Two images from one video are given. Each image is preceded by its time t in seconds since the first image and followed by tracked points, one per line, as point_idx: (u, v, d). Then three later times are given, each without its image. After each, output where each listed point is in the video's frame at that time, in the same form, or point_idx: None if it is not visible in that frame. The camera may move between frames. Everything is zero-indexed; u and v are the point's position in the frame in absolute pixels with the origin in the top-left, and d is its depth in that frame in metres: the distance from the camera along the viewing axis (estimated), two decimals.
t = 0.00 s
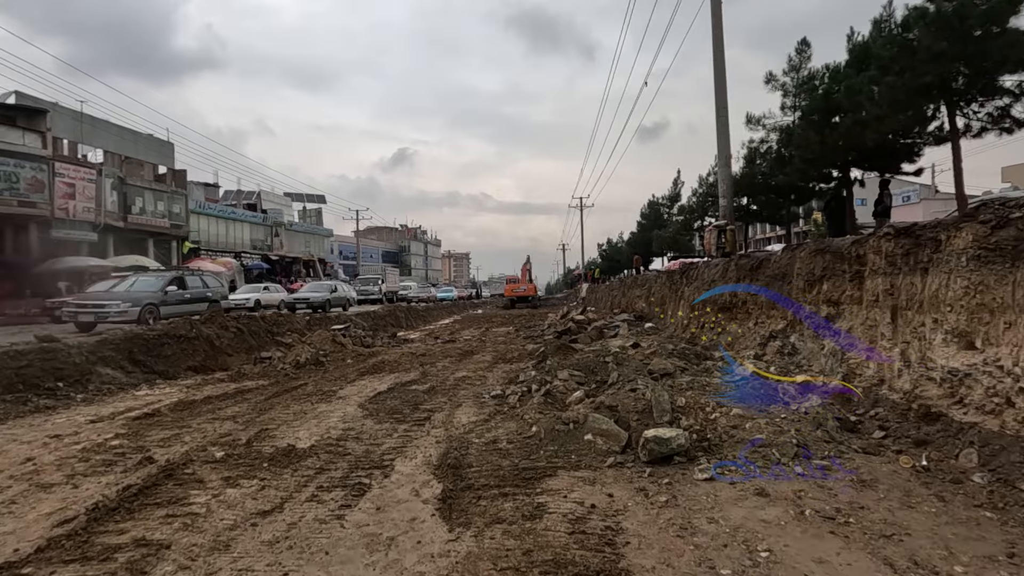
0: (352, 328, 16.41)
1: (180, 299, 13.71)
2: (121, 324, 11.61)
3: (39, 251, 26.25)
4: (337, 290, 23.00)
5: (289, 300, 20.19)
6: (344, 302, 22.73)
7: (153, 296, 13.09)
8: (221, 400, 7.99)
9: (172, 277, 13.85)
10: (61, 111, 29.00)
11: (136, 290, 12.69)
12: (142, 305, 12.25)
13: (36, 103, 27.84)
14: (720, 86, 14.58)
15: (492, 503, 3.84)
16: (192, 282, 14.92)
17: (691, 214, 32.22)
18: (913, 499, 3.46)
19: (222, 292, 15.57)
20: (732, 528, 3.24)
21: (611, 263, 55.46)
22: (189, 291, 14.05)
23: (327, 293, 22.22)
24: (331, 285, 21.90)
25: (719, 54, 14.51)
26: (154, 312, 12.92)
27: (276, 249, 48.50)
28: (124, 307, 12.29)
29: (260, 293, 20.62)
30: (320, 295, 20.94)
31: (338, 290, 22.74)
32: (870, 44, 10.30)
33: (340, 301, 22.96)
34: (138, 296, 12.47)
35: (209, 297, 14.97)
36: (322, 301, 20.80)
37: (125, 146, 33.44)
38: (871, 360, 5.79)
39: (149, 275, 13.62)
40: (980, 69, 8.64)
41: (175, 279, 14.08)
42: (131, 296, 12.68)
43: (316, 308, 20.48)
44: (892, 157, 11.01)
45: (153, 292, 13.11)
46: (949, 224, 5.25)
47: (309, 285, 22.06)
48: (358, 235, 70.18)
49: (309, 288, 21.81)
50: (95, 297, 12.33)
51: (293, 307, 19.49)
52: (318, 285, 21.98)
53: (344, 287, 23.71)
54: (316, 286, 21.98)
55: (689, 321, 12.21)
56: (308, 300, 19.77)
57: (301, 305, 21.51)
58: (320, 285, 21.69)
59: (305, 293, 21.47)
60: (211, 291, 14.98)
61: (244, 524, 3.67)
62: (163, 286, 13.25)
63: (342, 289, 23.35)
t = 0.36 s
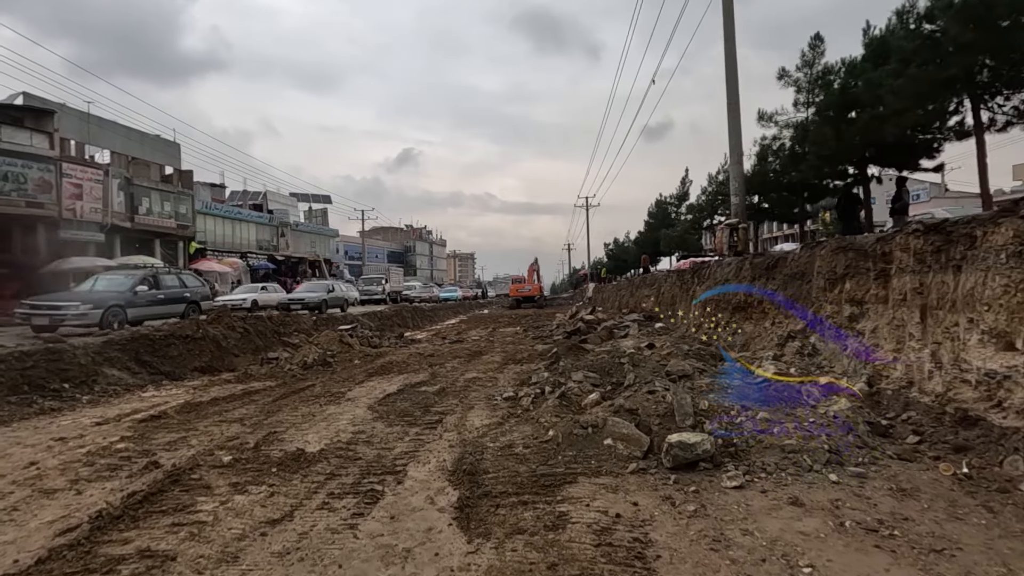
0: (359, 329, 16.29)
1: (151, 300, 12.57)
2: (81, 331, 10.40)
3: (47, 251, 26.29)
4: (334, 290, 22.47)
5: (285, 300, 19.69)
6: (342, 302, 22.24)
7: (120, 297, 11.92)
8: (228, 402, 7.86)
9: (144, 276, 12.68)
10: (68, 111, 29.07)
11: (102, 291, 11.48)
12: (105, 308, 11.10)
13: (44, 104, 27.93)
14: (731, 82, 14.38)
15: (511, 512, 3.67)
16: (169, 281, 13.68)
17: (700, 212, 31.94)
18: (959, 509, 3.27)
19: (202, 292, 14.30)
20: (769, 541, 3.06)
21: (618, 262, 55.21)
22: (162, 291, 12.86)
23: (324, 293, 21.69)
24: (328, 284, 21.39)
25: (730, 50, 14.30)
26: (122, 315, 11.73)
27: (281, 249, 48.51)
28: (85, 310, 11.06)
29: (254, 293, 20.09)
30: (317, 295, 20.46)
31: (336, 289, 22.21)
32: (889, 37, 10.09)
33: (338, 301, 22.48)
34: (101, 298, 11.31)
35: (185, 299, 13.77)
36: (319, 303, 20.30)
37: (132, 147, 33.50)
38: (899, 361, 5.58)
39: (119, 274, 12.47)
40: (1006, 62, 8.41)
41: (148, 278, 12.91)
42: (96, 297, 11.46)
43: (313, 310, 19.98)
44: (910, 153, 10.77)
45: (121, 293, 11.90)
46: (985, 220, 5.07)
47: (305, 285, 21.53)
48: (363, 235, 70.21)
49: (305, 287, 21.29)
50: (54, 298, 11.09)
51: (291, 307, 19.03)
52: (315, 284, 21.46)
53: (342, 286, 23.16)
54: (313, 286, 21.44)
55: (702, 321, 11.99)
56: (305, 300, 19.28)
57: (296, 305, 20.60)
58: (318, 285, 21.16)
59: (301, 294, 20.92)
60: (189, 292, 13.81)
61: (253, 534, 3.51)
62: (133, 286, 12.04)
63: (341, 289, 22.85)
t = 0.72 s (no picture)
0: (366, 329, 16.18)
1: (117, 303, 11.45)
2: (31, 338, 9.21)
3: (55, 252, 26.37)
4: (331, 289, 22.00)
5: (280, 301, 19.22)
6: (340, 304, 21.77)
7: (79, 298, 10.86)
8: (234, 404, 7.73)
9: (110, 276, 11.61)
10: (76, 113, 29.16)
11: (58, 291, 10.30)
12: (60, 310, 10.03)
13: (52, 105, 28.03)
14: (743, 79, 14.17)
15: (531, 520, 3.50)
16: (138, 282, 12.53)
17: (708, 212, 31.69)
18: (1008, 519, 3.08)
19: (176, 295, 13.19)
20: (807, 553, 2.88)
21: (625, 262, 54.99)
22: (129, 292, 11.78)
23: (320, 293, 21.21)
24: (324, 284, 20.93)
25: (742, 46, 14.11)
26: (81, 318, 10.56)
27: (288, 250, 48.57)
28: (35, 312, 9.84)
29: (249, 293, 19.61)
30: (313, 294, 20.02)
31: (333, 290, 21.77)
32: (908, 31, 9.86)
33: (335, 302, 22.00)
34: (56, 299, 10.25)
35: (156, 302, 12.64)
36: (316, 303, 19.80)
37: (139, 148, 33.58)
38: (927, 362, 5.38)
39: (81, 272, 11.41)
40: None
41: (114, 279, 11.85)
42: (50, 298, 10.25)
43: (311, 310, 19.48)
44: (929, 149, 10.53)
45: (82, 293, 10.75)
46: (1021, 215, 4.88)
47: (301, 285, 21.08)
48: (369, 235, 70.28)
49: (302, 288, 20.83)
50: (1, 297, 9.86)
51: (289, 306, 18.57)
52: (312, 284, 21.00)
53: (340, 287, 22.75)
54: (309, 286, 21.01)
55: (715, 321, 11.79)
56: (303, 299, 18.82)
57: (291, 305, 20.28)
58: (315, 285, 20.71)
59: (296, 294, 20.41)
60: (161, 293, 12.78)
61: (261, 543, 3.35)
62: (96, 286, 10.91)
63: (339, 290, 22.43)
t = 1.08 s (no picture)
0: (371, 328, 16.05)
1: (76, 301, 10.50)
2: None
3: (61, 252, 26.41)
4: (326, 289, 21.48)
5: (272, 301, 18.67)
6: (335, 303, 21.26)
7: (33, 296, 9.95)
8: (239, 405, 7.58)
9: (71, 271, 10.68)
10: (82, 112, 29.17)
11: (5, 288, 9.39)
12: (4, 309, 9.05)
13: (58, 105, 28.05)
14: (753, 75, 13.96)
15: (547, 529, 3.33)
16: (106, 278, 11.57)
17: (718, 210, 31.45)
18: None
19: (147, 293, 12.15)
20: (845, 567, 2.70)
21: (630, 262, 54.77)
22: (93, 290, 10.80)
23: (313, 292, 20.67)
24: (318, 282, 20.39)
25: (753, 41, 13.89)
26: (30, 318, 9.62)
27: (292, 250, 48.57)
28: None
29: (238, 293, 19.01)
30: (307, 293, 19.50)
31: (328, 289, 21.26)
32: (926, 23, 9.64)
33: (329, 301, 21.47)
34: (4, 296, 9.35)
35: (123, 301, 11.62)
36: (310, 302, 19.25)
37: (145, 147, 33.60)
38: (954, 363, 5.19)
39: (41, 268, 10.48)
40: None
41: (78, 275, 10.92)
42: None
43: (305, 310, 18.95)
44: (947, 145, 10.28)
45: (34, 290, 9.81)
46: None
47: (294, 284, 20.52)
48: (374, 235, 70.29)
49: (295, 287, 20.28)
50: None
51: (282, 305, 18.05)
52: (305, 283, 20.47)
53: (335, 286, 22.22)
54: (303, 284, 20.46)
55: (725, 321, 11.59)
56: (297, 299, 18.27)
57: (282, 305, 19.71)
58: (309, 284, 20.18)
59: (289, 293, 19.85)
60: (130, 292, 11.75)
61: (264, 553, 3.19)
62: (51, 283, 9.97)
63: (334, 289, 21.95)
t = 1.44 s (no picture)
0: (373, 329, 15.88)
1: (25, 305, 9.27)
2: None
3: (62, 253, 26.27)
4: (315, 289, 20.77)
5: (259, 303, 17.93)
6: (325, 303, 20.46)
7: None
8: (238, 408, 7.39)
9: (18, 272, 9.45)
10: (82, 112, 29.01)
11: None
12: None
13: (58, 105, 27.89)
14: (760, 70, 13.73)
15: (562, 545, 3.12)
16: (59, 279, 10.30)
17: (723, 208, 31.24)
18: None
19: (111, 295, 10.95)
20: None
21: (632, 261, 54.59)
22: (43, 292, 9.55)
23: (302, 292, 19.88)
24: (306, 282, 19.63)
25: (760, 36, 13.66)
26: None
27: (294, 250, 48.43)
28: None
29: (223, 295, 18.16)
30: (295, 293, 18.77)
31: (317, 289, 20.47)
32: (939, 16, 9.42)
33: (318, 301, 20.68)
34: None
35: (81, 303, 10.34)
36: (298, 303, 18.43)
37: (146, 147, 33.44)
38: (980, 364, 4.98)
39: None
40: None
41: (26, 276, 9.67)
42: None
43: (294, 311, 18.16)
44: (962, 141, 10.03)
45: None
46: None
47: (281, 284, 19.70)
48: (375, 234, 70.12)
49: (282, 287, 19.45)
50: None
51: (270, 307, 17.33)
52: (293, 282, 19.66)
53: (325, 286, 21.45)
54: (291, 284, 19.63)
55: (733, 321, 11.38)
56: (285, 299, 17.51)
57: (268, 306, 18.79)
58: (297, 284, 19.41)
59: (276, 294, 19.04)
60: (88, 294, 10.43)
61: (261, 572, 2.99)
62: None
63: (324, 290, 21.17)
